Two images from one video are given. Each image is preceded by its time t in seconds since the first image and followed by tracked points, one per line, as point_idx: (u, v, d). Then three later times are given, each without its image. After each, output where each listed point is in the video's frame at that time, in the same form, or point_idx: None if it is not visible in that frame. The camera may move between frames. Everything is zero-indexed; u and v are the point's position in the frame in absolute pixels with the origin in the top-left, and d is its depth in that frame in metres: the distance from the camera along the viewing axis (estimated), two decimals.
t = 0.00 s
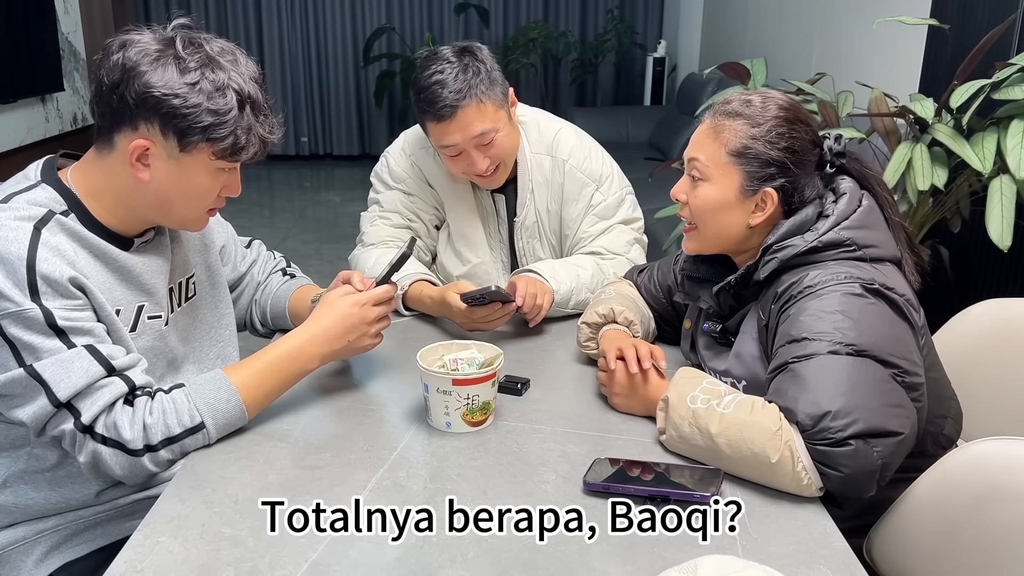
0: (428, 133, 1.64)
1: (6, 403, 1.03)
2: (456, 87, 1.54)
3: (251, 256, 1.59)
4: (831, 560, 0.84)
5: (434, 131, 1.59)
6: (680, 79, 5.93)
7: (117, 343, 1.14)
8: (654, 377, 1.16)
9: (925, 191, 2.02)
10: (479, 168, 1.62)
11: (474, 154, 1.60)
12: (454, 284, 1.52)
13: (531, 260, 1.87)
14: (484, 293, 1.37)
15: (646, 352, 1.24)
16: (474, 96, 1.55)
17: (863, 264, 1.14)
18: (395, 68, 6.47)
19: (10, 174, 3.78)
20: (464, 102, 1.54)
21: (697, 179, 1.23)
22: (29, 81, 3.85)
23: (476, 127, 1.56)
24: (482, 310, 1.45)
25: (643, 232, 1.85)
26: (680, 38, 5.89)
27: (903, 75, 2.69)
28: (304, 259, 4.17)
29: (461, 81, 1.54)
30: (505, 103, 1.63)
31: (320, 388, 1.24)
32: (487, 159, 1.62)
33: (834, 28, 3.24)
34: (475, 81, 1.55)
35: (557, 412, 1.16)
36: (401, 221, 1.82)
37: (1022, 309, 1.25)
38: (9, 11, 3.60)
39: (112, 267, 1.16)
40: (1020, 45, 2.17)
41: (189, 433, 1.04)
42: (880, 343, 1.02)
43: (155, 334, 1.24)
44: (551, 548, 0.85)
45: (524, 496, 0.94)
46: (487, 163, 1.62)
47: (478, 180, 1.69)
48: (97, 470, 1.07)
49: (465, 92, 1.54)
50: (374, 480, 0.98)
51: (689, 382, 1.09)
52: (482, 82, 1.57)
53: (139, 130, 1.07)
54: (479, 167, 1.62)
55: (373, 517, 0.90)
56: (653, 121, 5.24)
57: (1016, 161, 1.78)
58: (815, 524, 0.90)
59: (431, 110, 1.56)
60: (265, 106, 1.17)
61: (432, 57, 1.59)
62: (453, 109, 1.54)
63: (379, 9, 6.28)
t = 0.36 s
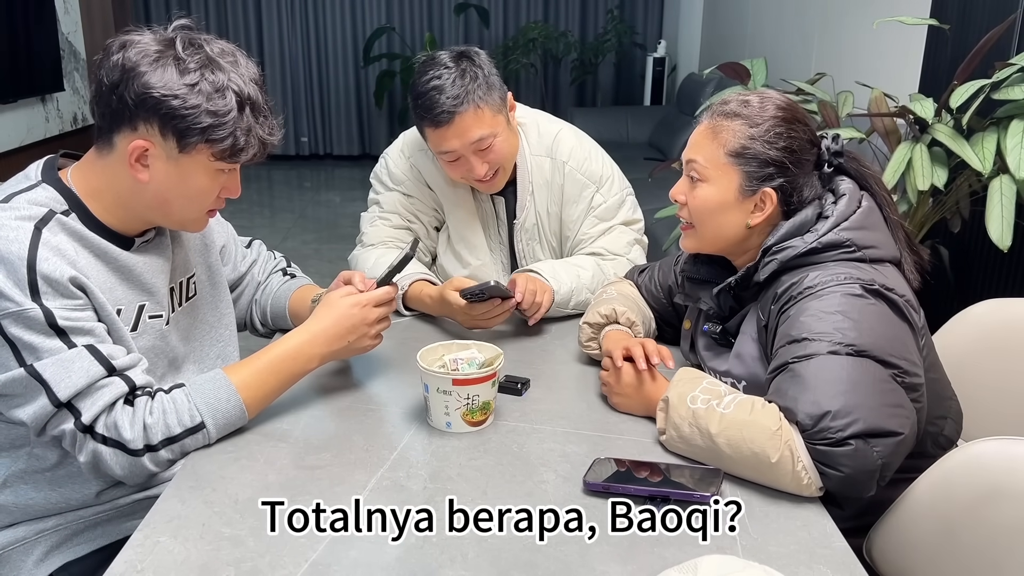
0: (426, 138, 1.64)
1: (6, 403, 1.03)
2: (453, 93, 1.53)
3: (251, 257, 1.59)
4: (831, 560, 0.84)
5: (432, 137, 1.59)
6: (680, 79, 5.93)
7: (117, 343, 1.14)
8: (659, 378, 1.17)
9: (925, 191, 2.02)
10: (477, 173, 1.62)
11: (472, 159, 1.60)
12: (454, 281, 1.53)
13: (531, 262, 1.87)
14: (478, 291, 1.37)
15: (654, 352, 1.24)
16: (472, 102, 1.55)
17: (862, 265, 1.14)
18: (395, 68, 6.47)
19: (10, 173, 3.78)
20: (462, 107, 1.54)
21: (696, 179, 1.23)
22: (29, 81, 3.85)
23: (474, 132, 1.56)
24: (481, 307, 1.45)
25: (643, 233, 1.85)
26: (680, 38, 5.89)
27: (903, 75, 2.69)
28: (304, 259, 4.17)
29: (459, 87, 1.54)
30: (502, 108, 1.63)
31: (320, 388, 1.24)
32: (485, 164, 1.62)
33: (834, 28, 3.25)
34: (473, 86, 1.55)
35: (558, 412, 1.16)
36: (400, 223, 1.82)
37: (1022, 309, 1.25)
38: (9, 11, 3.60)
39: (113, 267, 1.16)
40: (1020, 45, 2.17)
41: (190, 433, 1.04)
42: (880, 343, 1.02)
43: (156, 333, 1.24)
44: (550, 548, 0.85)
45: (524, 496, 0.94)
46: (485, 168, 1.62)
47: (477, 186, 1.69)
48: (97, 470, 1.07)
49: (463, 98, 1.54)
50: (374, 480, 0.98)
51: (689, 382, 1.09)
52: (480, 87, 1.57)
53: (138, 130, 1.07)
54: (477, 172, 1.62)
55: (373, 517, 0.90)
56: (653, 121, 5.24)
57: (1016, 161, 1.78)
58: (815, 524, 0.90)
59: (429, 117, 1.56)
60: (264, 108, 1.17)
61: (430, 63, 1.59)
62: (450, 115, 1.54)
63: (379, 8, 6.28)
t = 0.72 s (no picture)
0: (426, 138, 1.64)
1: (6, 403, 1.03)
2: (453, 93, 1.54)
3: (251, 256, 1.59)
4: (831, 560, 0.84)
5: (432, 137, 1.59)
6: (680, 79, 5.94)
7: (117, 343, 1.14)
8: (660, 377, 1.18)
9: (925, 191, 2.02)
10: (477, 173, 1.62)
11: (472, 159, 1.60)
12: (453, 282, 1.53)
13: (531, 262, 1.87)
14: (478, 293, 1.38)
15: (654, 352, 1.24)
16: (472, 102, 1.55)
17: (862, 266, 1.14)
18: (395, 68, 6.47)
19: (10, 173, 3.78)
20: (462, 107, 1.54)
21: (694, 181, 1.24)
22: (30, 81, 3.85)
23: (474, 132, 1.56)
24: (481, 308, 1.45)
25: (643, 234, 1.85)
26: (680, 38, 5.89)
27: (903, 75, 2.69)
28: (304, 259, 4.17)
29: (459, 87, 1.54)
30: (502, 108, 1.63)
31: (320, 388, 1.24)
32: (484, 164, 1.62)
33: (833, 29, 3.25)
34: (473, 86, 1.55)
35: (557, 412, 1.16)
36: (400, 223, 1.82)
37: (1021, 309, 1.25)
38: (9, 11, 3.60)
39: (113, 267, 1.16)
40: (1020, 45, 2.17)
41: (190, 433, 1.04)
42: (879, 343, 1.02)
43: (157, 333, 1.24)
44: (550, 548, 0.85)
45: (524, 496, 0.94)
46: (485, 168, 1.62)
47: (477, 186, 1.69)
48: (97, 471, 1.07)
49: (463, 98, 1.54)
50: (374, 480, 0.98)
51: (689, 382, 1.09)
52: (480, 87, 1.57)
53: (138, 131, 1.07)
54: (476, 172, 1.62)
55: (373, 517, 0.90)
56: (652, 121, 5.25)
57: (1016, 161, 1.78)
58: (815, 524, 0.90)
59: (428, 116, 1.56)
60: (264, 109, 1.17)
61: (431, 63, 1.59)
62: (450, 115, 1.54)
63: (379, 9, 6.29)
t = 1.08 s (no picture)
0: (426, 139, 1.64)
1: (6, 403, 1.03)
2: (453, 94, 1.53)
3: (250, 256, 1.59)
4: (831, 560, 0.84)
5: (431, 137, 1.59)
6: (680, 79, 5.94)
7: (117, 343, 1.14)
8: (659, 376, 1.18)
9: (925, 191, 2.02)
10: (477, 174, 1.62)
11: (472, 160, 1.60)
12: (453, 282, 1.52)
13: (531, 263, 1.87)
14: (478, 301, 1.38)
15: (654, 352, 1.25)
16: (472, 102, 1.55)
17: (862, 266, 1.14)
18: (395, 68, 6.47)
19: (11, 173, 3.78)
20: (462, 108, 1.54)
21: (693, 183, 1.24)
22: (30, 82, 3.85)
23: (474, 132, 1.56)
24: (480, 313, 1.45)
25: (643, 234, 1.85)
26: (680, 38, 5.89)
27: (903, 75, 2.69)
28: (304, 259, 4.17)
29: (459, 87, 1.54)
30: (502, 108, 1.63)
31: (320, 388, 1.24)
32: (485, 165, 1.62)
33: (833, 29, 3.25)
34: (473, 87, 1.55)
35: (557, 412, 1.16)
36: (400, 223, 1.82)
37: (1021, 309, 1.25)
38: (9, 11, 3.60)
39: (113, 267, 1.16)
40: (1020, 45, 2.17)
41: (189, 433, 1.04)
42: (879, 343, 1.02)
43: (156, 333, 1.24)
44: (550, 548, 0.85)
45: (524, 496, 0.94)
46: (485, 169, 1.62)
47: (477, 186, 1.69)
48: (97, 471, 1.07)
49: (463, 98, 1.54)
50: (374, 480, 0.98)
51: (689, 383, 1.09)
52: (480, 87, 1.57)
53: (137, 131, 1.07)
54: (476, 173, 1.62)
55: (373, 517, 0.90)
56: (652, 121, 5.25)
57: (1016, 161, 1.78)
58: (815, 524, 0.90)
59: (428, 117, 1.56)
60: (263, 108, 1.17)
61: (431, 63, 1.59)
62: (450, 116, 1.54)
63: (379, 9, 6.29)
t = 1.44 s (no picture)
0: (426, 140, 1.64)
1: (11, 398, 1.03)
2: (454, 96, 1.53)
3: (250, 256, 1.59)
4: (831, 560, 0.84)
5: (432, 139, 1.59)
6: (680, 78, 5.94)
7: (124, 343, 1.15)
8: (654, 373, 1.18)
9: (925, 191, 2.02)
10: (478, 175, 1.62)
11: (473, 162, 1.60)
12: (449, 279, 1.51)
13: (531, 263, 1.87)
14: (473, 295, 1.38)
15: (648, 351, 1.25)
16: (473, 105, 1.55)
17: (863, 267, 1.14)
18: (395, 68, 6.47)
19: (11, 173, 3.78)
20: (463, 110, 1.54)
21: (693, 183, 1.24)
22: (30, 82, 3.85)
23: (475, 134, 1.56)
24: (479, 308, 1.45)
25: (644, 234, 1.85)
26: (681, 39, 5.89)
27: (903, 75, 2.69)
28: (304, 259, 4.17)
29: (460, 90, 1.54)
30: (503, 110, 1.63)
31: (320, 388, 1.24)
32: (485, 167, 1.62)
33: (833, 29, 3.25)
34: (474, 89, 1.55)
35: (557, 412, 1.16)
36: (400, 223, 1.82)
37: (1022, 309, 1.25)
38: (9, 11, 3.60)
39: (119, 268, 1.17)
40: (1020, 45, 2.17)
41: (188, 435, 1.04)
42: (880, 343, 1.02)
43: (160, 334, 1.24)
44: (550, 548, 0.85)
45: (524, 496, 0.94)
46: (485, 171, 1.62)
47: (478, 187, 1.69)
48: (97, 470, 1.07)
49: (464, 101, 1.54)
50: (374, 480, 0.98)
51: (689, 383, 1.09)
52: (480, 89, 1.57)
53: (152, 141, 1.07)
54: (477, 174, 1.62)
55: (373, 517, 0.90)
56: (653, 121, 5.25)
57: (1016, 161, 1.78)
58: (815, 524, 0.90)
59: (428, 118, 1.56)
60: (276, 118, 1.17)
61: (431, 65, 1.60)
62: (450, 118, 1.54)
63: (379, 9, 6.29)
